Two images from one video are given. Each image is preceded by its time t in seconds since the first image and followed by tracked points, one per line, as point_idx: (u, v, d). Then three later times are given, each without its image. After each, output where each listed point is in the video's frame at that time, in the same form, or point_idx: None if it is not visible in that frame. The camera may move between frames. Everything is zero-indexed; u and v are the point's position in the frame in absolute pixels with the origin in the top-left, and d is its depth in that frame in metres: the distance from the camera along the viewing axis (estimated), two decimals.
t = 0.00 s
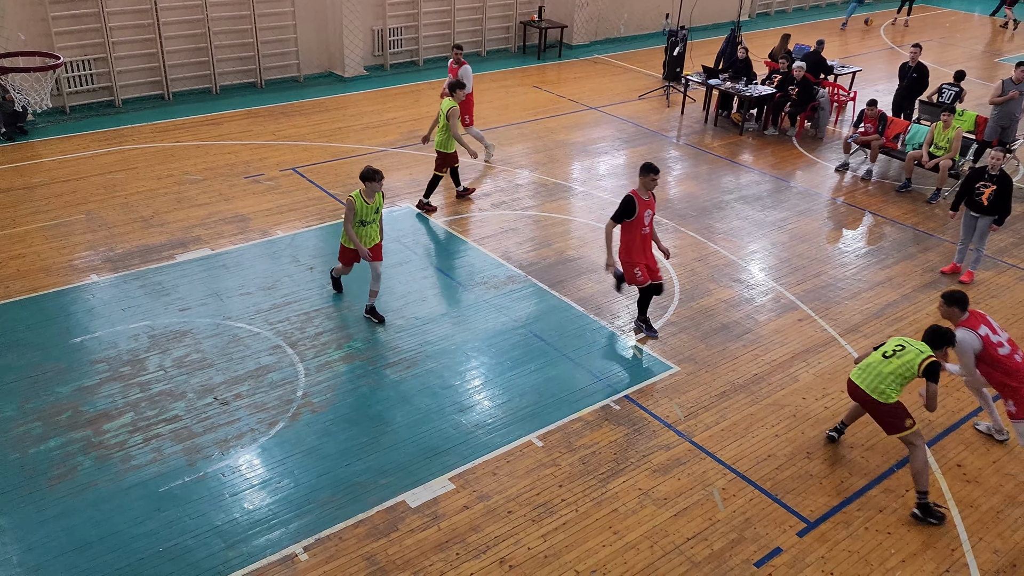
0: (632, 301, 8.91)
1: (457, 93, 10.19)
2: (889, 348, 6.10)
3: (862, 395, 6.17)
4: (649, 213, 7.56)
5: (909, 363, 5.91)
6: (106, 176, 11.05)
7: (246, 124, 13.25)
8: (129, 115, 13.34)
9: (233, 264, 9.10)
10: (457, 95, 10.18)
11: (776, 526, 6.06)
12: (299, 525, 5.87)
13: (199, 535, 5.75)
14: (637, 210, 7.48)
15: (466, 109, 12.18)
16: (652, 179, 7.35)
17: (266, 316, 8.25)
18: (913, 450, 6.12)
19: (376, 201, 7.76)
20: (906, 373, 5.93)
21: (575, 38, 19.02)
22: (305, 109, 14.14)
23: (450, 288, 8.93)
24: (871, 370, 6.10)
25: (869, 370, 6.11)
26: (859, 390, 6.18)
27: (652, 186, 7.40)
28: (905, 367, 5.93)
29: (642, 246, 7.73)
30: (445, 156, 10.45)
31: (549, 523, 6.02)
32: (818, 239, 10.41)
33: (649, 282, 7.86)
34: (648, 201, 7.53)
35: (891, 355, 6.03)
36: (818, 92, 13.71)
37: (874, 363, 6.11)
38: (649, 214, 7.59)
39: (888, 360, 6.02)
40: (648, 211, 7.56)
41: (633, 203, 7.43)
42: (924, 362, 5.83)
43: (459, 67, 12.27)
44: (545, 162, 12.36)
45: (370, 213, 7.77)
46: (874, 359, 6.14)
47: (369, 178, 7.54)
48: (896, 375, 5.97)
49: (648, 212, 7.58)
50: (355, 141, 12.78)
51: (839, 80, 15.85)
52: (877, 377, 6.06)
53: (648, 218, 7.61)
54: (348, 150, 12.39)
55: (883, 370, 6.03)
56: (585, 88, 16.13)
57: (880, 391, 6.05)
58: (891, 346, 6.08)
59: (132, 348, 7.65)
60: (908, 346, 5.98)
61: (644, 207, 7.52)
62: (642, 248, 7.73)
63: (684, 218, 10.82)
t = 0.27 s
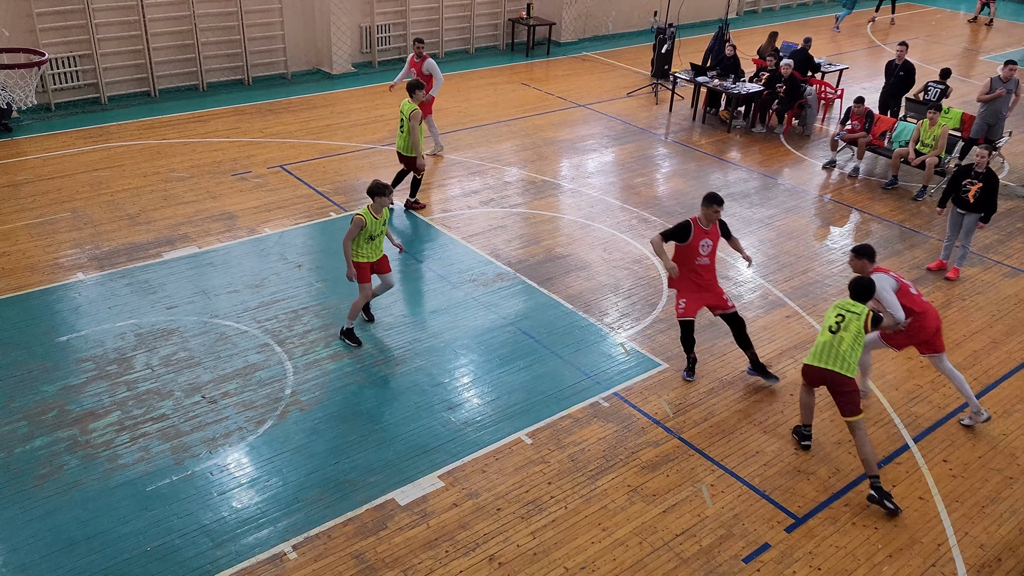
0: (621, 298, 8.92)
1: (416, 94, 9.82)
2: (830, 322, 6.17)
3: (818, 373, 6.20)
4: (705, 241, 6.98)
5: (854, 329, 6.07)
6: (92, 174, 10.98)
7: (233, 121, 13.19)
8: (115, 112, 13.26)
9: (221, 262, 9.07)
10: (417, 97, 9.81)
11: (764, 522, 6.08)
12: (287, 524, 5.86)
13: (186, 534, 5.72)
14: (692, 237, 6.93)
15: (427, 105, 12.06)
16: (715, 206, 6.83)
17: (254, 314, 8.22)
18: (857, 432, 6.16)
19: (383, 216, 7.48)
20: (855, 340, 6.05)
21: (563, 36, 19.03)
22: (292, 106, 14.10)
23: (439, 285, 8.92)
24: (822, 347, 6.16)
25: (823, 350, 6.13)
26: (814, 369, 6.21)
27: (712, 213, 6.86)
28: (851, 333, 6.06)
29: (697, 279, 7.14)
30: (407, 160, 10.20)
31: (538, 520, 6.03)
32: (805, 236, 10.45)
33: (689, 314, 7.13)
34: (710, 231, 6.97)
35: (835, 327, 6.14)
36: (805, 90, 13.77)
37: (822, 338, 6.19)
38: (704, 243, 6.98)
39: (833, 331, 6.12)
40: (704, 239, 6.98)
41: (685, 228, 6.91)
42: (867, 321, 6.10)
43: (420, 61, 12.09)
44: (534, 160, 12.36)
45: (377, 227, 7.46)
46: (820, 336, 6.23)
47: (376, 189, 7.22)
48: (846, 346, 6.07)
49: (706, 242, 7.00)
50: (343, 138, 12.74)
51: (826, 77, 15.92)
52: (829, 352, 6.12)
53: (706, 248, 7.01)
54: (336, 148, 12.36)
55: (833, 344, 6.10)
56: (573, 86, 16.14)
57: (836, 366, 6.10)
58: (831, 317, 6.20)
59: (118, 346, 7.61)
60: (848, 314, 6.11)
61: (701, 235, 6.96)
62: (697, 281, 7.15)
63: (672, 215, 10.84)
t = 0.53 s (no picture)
0: (614, 297, 8.93)
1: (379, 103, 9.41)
2: (784, 280, 6.48)
3: (771, 328, 6.47)
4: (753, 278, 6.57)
5: (806, 287, 6.48)
6: (84, 173, 10.95)
7: (227, 120, 13.17)
8: (107, 111, 13.23)
9: (214, 261, 9.05)
10: (379, 106, 9.40)
11: (758, 520, 6.10)
12: (281, 523, 5.85)
13: (180, 533, 5.72)
14: (739, 275, 6.53)
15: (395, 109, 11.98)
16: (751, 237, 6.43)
17: (247, 313, 8.21)
18: (774, 358, 6.92)
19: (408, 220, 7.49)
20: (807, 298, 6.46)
21: (557, 35, 19.03)
22: (285, 105, 14.07)
23: (433, 284, 8.92)
24: (779, 304, 6.43)
25: (774, 304, 6.45)
26: (767, 325, 6.46)
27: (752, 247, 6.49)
28: (804, 292, 6.47)
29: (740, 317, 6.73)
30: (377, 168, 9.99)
31: (532, 519, 6.03)
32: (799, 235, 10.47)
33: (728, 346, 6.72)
34: (753, 265, 6.60)
35: (788, 284, 6.46)
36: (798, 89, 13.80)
37: (776, 294, 6.46)
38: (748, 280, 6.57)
39: (790, 290, 6.44)
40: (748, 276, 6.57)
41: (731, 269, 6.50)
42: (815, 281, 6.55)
43: (387, 65, 11.99)
44: (527, 158, 12.36)
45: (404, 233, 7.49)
46: (772, 292, 6.49)
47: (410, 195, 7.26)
48: (800, 302, 6.45)
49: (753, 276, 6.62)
50: (336, 137, 12.73)
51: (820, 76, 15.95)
52: (785, 309, 6.43)
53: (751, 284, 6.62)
54: (329, 147, 12.34)
55: (790, 300, 6.43)
56: (567, 85, 16.14)
57: (789, 319, 6.45)
58: (783, 275, 6.50)
59: (112, 346, 7.59)
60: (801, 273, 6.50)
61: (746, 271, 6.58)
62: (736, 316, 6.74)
63: (666, 214, 10.85)
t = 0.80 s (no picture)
0: (613, 297, 8.93)
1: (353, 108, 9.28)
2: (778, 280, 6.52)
3: (775, 332, 6.65)
4: (720, 280, 6.61)
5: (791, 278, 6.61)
6: (82, 173, 10.95)
7: (225, 120, 13.17)
8: (105, 111, 13.23)
9: (212, 261, 9.05)
10: (354, 112, 9.30)
11: (756, 520, 6.10)
12: (279, 523, 5.85)
13: (178, 533, 5.72)
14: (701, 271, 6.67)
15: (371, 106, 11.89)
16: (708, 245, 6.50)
17: (245, 313, 8.21)
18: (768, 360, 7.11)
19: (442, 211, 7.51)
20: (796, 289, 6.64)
21: (555, 35, 19.04)
22: (283, 105, 14.07)
23: (431, 284, 8.92)
24: (779, 307, 6.57)
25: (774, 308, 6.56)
26: (771, 330, 6.62)
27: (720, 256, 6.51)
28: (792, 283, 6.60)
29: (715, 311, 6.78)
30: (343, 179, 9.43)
31: (530, 519, 6.03)
32: (797, 235, 10.48)
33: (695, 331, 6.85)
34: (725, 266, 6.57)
35: (781, 286, 6.53)
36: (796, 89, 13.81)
37: (773, 299, 6.54)
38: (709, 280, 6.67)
39: (784, 290, 6.54)
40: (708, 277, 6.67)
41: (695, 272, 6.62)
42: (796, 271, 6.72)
43: (360, 62, 11.92)
44: (525, 159, 12.36)
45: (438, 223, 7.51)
46: (769, 298, 6.54)
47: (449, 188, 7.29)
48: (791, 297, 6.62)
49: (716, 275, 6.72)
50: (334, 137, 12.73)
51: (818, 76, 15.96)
52: (784, 309, 6.59)
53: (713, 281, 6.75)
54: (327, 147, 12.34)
55: (786, 300, 6.58)
56: (565, 85, 16.15)
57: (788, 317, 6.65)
58: (771, 276, 6.51)
59: (110, 346, 7.60)
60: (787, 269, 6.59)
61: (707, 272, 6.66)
62: (717, 313, 6.78)
63: (664, 214, 10.85)
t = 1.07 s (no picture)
0: (613, 297, 8.93)
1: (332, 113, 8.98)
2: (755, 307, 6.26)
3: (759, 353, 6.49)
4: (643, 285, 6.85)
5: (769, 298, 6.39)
6: (83, 173, 10.96)
7: (225, 121, 13.18)
8: (106, 111, 13.23)
9: (212, 262, 9.05)
10: (333, 118, 8.98)
11: (756, 521, 6.10)
12: (279, 524, 5.85)
13: (178, 534, 5.72)
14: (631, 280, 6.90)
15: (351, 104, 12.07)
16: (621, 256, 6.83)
17: (246, 314, 8.22)
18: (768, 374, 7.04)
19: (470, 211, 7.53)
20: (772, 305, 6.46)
21: (555, 35, 19.04)
22: (283, 106, 14.07)
23: (431, 285, 8.92)
24: (761, 331, 6.40)
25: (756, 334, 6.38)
26: (754, 352, 6.44)
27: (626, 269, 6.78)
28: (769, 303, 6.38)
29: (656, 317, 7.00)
30: (321, 187, 9.16)
31: (531, 519, 6.03)
32: (797, 236, 10.47)
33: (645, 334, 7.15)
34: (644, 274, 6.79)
35: (761, 312, 6.30)
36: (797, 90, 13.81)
37: (755, 324, 6.32)
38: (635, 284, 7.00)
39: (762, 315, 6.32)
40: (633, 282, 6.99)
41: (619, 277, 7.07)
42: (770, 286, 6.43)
43: (342, 60, 11.86)
44: (526, 159, 12.37)
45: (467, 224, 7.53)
46: (750, 325, 6.33)
47: (485, 188, 7.21)
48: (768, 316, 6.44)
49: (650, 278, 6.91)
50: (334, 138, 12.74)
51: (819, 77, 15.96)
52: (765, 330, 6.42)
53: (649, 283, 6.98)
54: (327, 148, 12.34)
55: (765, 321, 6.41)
56: (565, 85, 16.15)
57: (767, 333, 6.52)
58: (753, 305, 6.23)
59: (110, 346, 7.60)
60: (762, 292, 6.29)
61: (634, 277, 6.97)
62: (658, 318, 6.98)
63: (664, 215, 10.85)
